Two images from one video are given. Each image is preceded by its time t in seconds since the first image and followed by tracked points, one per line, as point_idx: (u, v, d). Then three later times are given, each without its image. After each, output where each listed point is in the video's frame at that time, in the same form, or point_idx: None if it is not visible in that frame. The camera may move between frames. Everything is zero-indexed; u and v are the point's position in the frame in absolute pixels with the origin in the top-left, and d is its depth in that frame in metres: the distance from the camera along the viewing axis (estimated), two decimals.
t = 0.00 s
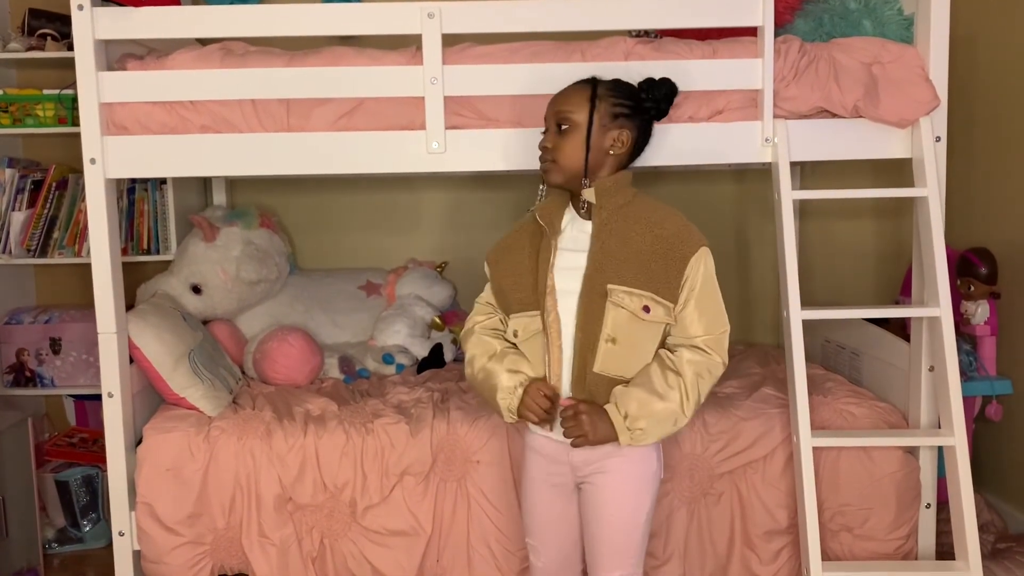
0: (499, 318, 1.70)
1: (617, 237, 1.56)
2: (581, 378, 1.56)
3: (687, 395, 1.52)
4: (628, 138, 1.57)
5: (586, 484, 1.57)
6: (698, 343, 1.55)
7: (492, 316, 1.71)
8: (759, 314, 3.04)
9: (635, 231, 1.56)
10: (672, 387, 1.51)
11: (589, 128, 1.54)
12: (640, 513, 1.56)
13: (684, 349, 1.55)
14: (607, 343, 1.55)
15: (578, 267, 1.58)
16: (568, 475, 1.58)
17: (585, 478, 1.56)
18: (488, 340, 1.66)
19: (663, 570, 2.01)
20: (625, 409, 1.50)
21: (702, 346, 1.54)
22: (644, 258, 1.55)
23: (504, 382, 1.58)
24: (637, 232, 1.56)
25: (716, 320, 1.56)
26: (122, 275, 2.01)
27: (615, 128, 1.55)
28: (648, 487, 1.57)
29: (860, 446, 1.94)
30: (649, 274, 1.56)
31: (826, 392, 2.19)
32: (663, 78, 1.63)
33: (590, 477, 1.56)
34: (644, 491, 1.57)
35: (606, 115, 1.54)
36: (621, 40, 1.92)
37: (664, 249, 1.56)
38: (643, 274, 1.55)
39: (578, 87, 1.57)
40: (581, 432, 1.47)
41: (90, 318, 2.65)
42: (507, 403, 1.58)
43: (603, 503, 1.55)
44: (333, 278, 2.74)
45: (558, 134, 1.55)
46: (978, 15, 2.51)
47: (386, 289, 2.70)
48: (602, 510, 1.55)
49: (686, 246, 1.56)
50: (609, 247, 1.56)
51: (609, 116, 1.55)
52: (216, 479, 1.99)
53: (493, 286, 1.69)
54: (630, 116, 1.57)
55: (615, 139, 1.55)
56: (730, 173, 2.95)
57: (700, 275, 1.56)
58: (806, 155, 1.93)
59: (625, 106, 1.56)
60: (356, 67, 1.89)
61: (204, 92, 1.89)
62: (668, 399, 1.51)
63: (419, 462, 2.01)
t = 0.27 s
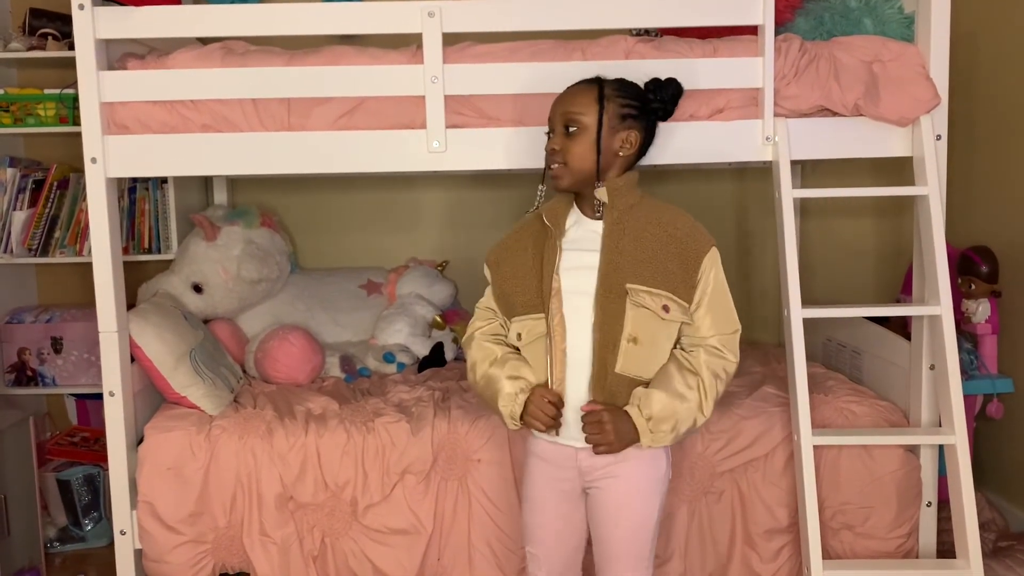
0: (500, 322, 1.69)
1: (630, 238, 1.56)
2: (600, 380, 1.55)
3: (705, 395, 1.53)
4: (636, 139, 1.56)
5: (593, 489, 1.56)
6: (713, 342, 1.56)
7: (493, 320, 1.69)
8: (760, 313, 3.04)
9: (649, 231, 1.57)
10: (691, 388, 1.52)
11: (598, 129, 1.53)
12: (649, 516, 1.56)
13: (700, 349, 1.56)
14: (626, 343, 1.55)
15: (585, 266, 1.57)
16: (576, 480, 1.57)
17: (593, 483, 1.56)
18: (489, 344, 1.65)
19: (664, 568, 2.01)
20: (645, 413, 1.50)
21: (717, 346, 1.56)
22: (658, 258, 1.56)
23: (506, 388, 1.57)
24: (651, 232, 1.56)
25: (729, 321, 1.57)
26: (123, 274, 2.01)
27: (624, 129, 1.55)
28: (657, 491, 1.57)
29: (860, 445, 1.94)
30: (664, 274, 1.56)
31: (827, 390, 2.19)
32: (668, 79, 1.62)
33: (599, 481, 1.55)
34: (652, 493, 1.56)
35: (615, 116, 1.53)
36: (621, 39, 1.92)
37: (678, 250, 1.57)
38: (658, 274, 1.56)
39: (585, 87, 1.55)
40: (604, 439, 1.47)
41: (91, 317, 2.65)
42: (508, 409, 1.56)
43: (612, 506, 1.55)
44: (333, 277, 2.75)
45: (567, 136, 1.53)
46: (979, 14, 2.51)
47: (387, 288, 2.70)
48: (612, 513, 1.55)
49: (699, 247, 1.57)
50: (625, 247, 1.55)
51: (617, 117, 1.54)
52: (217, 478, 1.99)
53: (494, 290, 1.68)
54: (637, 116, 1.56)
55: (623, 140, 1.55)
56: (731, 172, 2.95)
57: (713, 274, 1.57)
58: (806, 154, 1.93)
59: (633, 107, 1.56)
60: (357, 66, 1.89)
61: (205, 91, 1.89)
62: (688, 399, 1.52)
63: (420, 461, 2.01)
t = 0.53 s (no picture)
0: (504, 325, 1.71)
1: (631, 242, 1.54)
2: (598, 386, 1.54)
3: (706, 403, 1.49)
4: (645, 139, 1.54)
5: (597, 492, 1.56)
6: (717, 348, 1.52)
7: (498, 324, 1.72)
8: (761, 311, 3.04)
9: (651, 235, 1.54)
10: (690, 397, 1.49)
11: (605, 130, 1.51)
12: (652, 520, 1.56)
13: (704, 355, 1.52)
14: (625, 350, 1.52)
15: (584, 269, 1.57)
16: (580, 483, 1.57)
17: (596, 486, 1.56)
18: (489, 350, 1.68)
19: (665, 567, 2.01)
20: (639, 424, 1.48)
21: (723, 352, 1.51)
22: (659, 263, 1.53)
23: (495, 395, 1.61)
24: (653, 235, 1.54)
25: (736, 326, 1.53)
26: (124, 273, 2.01)
27: (632, 129, 1.53)
28: (661, 495, 1.57)
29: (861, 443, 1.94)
30: (666, 278, 1.53)
31: (828, 389, 2.19)
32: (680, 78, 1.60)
33: (602, 484, 1.55)
34: (656, 496, 1.56)
35: (623, 117, 1.52)
36: (621, 38, 1.92)
37: (680, 254, 1.53)
38: (659, 279, 1.53)
39: (594, 87, 1.54)
40: (594, 451, 1.47)
41: (93, 317, 2.65)
42: (495, 415, 1.61)
43: (615, 509, 1.54)
44: (334, 276, 2.75)
45: (573, 137, 1.52)
46: (980, 12, 2.51)
47: (388, 287, 2.70)
48: (616, 517, 1.54)
49: (704, 251, 1.53)
50: (625, 251, 1.54)
51: (625, 118, 1.52)
52: (218, 477, 1.99)
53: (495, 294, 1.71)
54: (647, 117, 1.54)
55: (632, 141, 1.53)
56: (732, 171, 2.95)
57: (718, 278, 1.53)
58: (806, 152, 1.93)
59: (642, 108, 1.54)
60: (357, 65, 1.89)
61: (205, 90, 1.89)
62: (686, 408, 1.49)
63: (421, 460, 2.01)
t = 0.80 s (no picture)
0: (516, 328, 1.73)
1: (625, 243, 1.52)
2: (586, 389, 1.53)
3: (691, 414, 1.48)
4: (646, 139, 1.54)
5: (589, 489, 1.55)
6: (708, 357, 1.50)
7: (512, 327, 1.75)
8: (761, 310, 3.04)
9: (647, 237, 1.52)
10: (675, 406, 1.48)
11: (606, 132, 1.51)
12: (646, 521, 1.55)
13: (694, 364, 1.50)
14: (612, 353, 1.51)
15: (582, 268, 1.56)
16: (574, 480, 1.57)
17: (588, 484, 1.55)
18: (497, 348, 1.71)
19: (665, 566, 2.01)
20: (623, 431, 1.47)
21: (714, 362, 1.49)
22: (652, 267, 1.51)
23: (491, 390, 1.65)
24: (648, 239, 1.52)
25: (730, 335, 1.51)
26: (124, 272, 2.01)
27: (633, 130, 1.52)
28: (654, 496, 1.56)
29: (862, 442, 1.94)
30: (657, 284, 1.51)
31: (828, 388, 2.19)
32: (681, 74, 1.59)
33: (594, 481, 1.54)
34: (650, 497, 1.55)
35: (623, 118, 1.51)
36: (621, 37, 1.92)
37: (674, 260, 1.51)
38: (652, 284, 1.51)
39: (594, 89, 1.54)
40: (576, 455, 1.47)
41: (93, 316, 2.65)
42: (485, 411, 1.64)
43: (607, 508, 1.53)
44: (334, 275, 2.74)
45: (574, 140, 1.53)
46: (980, 11, 2.51)
47: (388, 286, 2.70)
48: (606, 516, 1.54)
49: (699, 258, 1.50)
50: (619, 253, 1.52)
51: (626, 119, 1.52)
52: (218, 476, 2.00)
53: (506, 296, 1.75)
54: (648, 116, 1.54)
55: (633, 142, 1.53)
56: (732, 170, 2.95)
57: (713, 286, 1.50)
58: (806, 151, 1.93)
59: (643, 108, 1.53)
60: (357, 64, 1.89)
61: (205, 89, 1.89)
62: (671, 418, 1.48)
63: (421, 459, 2.01)
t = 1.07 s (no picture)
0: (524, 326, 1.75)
1: (622, 246, 1.52)
2: (578, 391, 1.52)
3: (684, 417, 1.46)
4: (650, 141, 1.55)
5: (579, 488, 1.54)
6: (702, 363, 1.48)
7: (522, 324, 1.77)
8: (762, 309, 3.04)
9: (643, 243, 1.52)
10: (668, 409, 1.46)
11: (609, 135, 1.52)
12: (635, 523, 1.52)
13: (688, 368, 1.48)
14: (603, 356, 1.50)
15: (581, 270, 1.56)
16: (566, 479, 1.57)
17: (578, 483, 1.54)
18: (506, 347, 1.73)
19: (665, 565, 2.01)
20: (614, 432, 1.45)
21: (707, 368, 1.48)
22: (647, 271, 1.50)
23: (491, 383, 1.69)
24: (644, 245, 1.52)
25: (725, 342, 1.49)
26: (124, 271, 2.01)
27: (637, 133, 1.53)
28: (643, 497, 1.52)
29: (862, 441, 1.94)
30: (652, 288, 1.50)
31: (828, 387, 2.19)
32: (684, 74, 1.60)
33: (583, 479, 1.53)
34: (639, 498, 1.52)
35: (627, 120, 1.52)
36: (621, 36, 1.92)
37: (670, 265, 1.50)
38: (646, 288, 1.50)
39: (598, 91, 1.54)
40: (565, 454, 1.45)
41: (93, 315, 2.65)
42: (485, 403, 1.68)
43: (594, 507, 1.51)
44: (334, 274, 2.74)
45: (577, 143, 1.54)
46: (980, 10, 2.51)
47: (388, 285, 2.71)
48: (594, 515, 1.52)
49: (695, 263, 1.50)
50: (614, 258, 1.52)
51: (629, 121, 1.53)
52: (218, 475, 1.99)
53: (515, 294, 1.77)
54: (651, 118, 1.55)
55: (637, 144, 1.54)
56: (732, 169, 2.95)
57: (708, 294, 1.49)
58: (806, 150, 1.93)
59: (646, 110, 1.54)
60: (357, 63, 1.89)
61: (205, 88, 1.89)
62: (663, 420, 1.46)
63: (421, 458, 2.01)
